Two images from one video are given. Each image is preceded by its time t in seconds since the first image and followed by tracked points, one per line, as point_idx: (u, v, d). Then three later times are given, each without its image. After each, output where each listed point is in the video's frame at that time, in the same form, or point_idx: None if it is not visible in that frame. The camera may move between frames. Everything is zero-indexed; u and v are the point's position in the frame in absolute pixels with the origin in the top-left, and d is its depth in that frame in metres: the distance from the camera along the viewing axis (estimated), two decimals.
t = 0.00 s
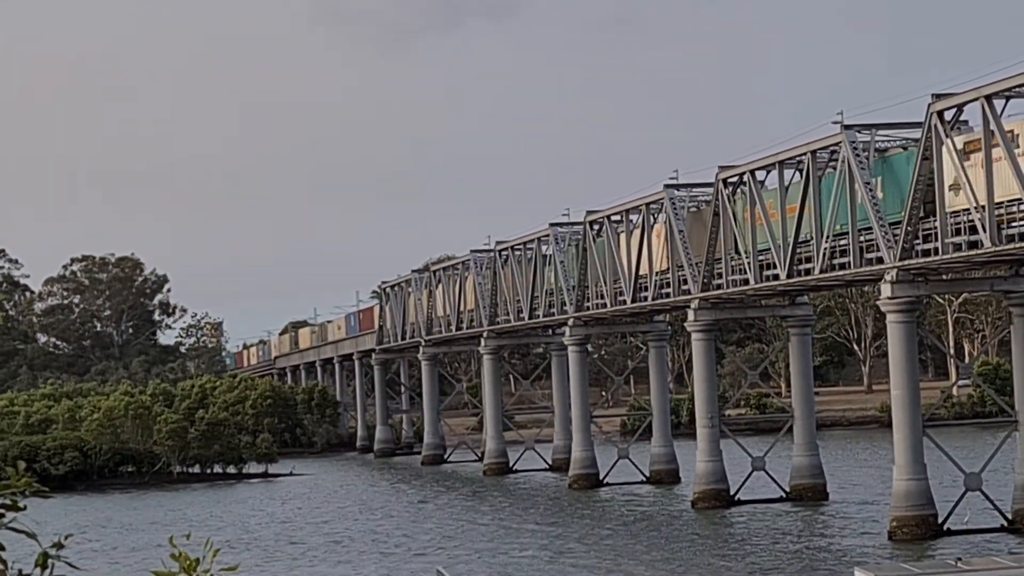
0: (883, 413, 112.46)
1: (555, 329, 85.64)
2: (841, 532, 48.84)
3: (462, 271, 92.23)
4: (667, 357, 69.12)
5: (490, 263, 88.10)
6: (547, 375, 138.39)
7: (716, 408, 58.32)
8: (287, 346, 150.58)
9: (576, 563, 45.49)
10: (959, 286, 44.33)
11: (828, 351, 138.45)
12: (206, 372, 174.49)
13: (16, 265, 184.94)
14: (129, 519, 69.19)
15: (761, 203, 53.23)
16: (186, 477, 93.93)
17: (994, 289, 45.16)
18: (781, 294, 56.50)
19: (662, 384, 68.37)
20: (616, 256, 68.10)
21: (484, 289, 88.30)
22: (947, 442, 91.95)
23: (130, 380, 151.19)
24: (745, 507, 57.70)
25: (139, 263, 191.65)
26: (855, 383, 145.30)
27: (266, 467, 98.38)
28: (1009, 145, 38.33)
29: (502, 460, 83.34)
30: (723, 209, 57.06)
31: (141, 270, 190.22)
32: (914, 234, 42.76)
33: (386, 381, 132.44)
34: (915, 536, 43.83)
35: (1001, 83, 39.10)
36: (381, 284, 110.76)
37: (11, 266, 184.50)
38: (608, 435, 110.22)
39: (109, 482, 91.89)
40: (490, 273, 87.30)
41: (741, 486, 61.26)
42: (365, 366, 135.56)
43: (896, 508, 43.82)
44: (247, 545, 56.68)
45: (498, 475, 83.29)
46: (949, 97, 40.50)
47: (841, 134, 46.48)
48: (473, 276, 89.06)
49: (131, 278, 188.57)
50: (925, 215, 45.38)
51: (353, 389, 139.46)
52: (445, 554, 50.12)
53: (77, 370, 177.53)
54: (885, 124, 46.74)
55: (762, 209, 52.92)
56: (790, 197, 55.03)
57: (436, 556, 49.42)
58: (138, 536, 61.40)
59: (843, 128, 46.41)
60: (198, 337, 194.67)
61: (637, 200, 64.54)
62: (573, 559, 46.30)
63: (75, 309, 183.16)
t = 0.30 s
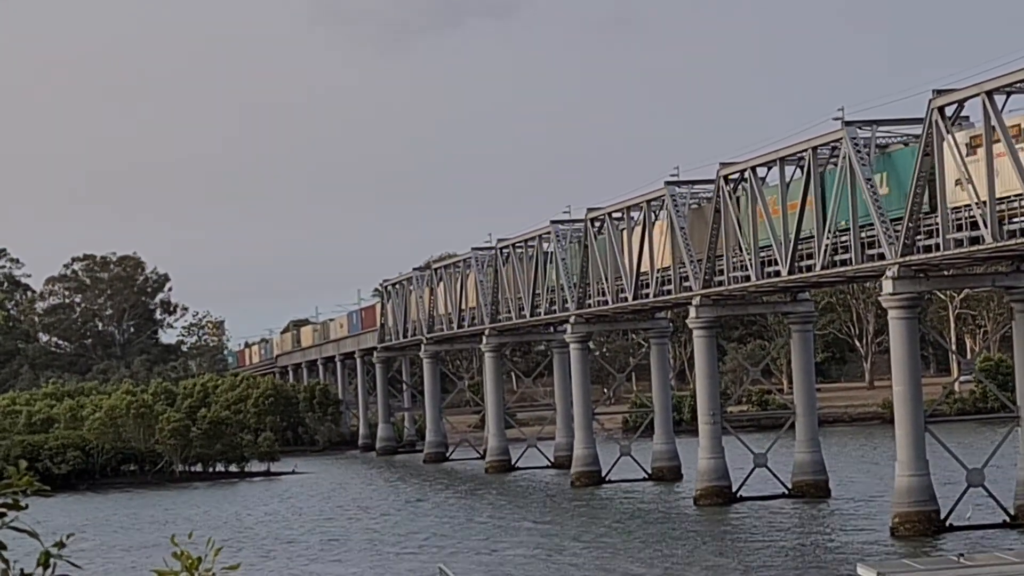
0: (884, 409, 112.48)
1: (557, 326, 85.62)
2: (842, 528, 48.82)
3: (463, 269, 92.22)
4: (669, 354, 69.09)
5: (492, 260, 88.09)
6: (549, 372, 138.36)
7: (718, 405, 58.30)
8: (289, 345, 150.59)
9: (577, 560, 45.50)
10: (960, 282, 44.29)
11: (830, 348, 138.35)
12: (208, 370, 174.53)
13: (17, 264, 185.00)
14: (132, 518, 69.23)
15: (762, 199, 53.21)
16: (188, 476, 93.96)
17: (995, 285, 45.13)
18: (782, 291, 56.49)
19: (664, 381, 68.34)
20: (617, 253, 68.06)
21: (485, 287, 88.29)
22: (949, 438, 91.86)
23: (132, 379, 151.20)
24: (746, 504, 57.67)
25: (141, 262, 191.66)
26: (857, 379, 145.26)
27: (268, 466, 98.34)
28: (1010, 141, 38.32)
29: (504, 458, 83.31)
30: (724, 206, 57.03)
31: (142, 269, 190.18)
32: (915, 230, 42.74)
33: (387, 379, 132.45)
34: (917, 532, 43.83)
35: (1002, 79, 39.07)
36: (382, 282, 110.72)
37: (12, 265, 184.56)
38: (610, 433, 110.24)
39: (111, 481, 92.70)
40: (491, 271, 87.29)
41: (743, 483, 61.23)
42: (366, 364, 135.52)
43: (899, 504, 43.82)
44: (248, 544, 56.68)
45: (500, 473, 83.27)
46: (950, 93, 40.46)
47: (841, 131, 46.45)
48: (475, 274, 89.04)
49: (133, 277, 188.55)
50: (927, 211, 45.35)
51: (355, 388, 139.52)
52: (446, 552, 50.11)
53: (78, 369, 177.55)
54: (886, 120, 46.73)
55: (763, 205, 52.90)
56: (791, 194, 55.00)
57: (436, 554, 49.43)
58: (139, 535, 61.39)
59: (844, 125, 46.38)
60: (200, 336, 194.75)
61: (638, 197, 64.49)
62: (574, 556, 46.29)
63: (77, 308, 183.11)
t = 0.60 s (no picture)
0: (891, 409, 112.44)
1: (563, 327, 85.67)
2: (848, 529, 48.78)
3: (470, 270, 92.25)
4: (675, 355, 69.09)
5: (498, 261, 88.11)
6: (556, 373, 138.36)
7: (724, 405, 58.31)
8: (296, 346, 150.65)
9: (584, 561, 45.53)
10: (966, 282, 44.24)
11: (836, 348, 138.34)
12: (215, 372, 174.69)
13: (23, 266, 185.22)
14: (139, 519, 69.31)
15: (768, 199, 53.20)
16: (195, 478, 94.12)
17: (1001, 284, 45.07)
18: (789, 291, 56.49)
19: (670, 381, 68.31)
20: (624, 254, 68.06)
21: (491, 288, 88.34)
22: (955, 438, 91.80)
23: (139, 381, 151.42)
24: (753, 504, 57.66)
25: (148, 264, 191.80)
26: (864, 379, 145.18)
27: (275, 467, 98.44)
28: (1016, 141, 38.27)
29: (511, 458, 83.33)
30: (729, 206, 56.99)
31: (149, 270, 190.34)
32: (921, 230, 42.72)
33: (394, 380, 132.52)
34: (924, 532, 43.80)
35: (1009, 79, 39.04)
36: (389, 283, 110.82)
37: (19, 267, 184.79)
38: (617, 433, 110.30)
39: (119, 482, 92.63)
40: (498, 272, 87.35)
41: (750, 483, 61.24)
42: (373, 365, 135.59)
43: (906, 504, 43.82)
44: (255, 546, 56.76)
45: (507, 473, 83.30)
46: (957, 93, 40.44)
47: (848, 131, 46.42)
48: (481, 275, 89.09)
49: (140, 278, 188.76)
50: (933, 211, 45.30)
51: (362, 389, 139.63)
52: (453, 553, 50.15)
53: (85, 371, 177.79)
54: (892, 120, 46.72)
55: (770, 205, 52.86)
56: (797, 193, 54.95)
57: (443, 555, 49.48)
58: (147, 537, 61.50)
59: (850, 125, 46.36)
60: (207, 338, 194.86)
61: (644, 197, 64.48)
62: (581, 558, 46.31)
63: (84, 309, 183.30)
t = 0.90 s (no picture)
0: (899, 412, 112.34)
1: (570, 331, 85.64)
2: (857, 532, 48.72)
3: (477, 274, 92.23)
4: (682, 359, 69.03)
5: (506, 265, 88.09)
6: (564, 376, 138.37)
7: (732, 409, 58.26)
8: (304, 350, 150.67)
9: (591, 565, 45.49)
10: (974, 285, 44.21)
11: (844, 351, 138.30)
12: (223, 376, 174.72)
13: (31, 270, 185.43)
14: (147, 524, 69.31)
15: (775, 203, 53.19)
16: (203, 483, 94.27)
17: (1009, 287, 45.02)
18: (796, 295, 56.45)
19: (678, 385, 68.30)
20: (631, 257, 68.03)
21: (499, 292, 88.38)
22: (963, 441, 91.70)
23: (147, 385, 151.52)
24: (761, 508, 57.61)
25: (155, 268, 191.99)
26: (871, 382, 145.00)
27: (283, 471, 98.50)
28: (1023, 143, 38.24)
29: (519, 462, 83.30)
30: (737, 210, 56.96)
31: (156, 275, 190.55)
32: (928, 233, 42.70)
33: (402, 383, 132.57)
34: (932, 536, 43.74)
35: (1016, 81, 39.01)
36: (397, 287, 110.84)
37: (26, 272, 185.00)
38: (625, 436, 110.28)
39: (127, 488, 93.16)
40: (505, 276, 87.32)
41: (758, 487, 61.19)
42: (381, 369, 135.62)
43: (914, 508, 43.76)
44: (262, 550, 56.78)
45: (515, 477, 83.29)
46: (963, 95, 40.43)
47: (855, 134, 46.41)
48: (488, 278, 89.11)
49: (147, 283, 188.96)
50: (940, 214, 45.28)
51: (369, 393, 139.70)
52: (461, 557, 50.15)
53: (93, 375, 177.90)
54: (899, 123, 46.72)
55: (776, 209, 52.85)
56: (804, 196, 54.94)
57: (450, 560, 49.46)
58: (155, 541, 61.54)
59: (857, 128, 46.35)
60: (214, 342, 194.93)
61: (651, 201, 64.47)
62: (588, 562, 46.28)
63: (91, 314, 183.52)
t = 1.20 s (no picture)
0: (899, 415, 112.35)
1: (570, 333, 85.64)
2: (856, 535, 48.72)
3: (477, 276, 92.20)
4: (682, 362, 69.03)
5: (505, 268, 88.08)
6: (563, 379, 138.39)
7: (731, 412, 58.25)
8: (303, 353, 150.68)
9: (591, 567, 45.42)
10: (974, 287, 44.21)
11: (843, 353, 138.35)
12: (222, 379, 174.63)
13: (30, 274, 185.38)
14: (147, 527, 69.31)
15: (774, 205, 53.18)
16: (203, 486, 94.18)
17: (1008, 289, 45.01)
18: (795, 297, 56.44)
19: (677, 387, 68.28)
20: (630, 260, 68.03)
21: (498, 295, 88.39)
22: (963, 444, 91.72)
23: (146, 388, 151.46)
24: (761, 511, 57.59)
25: (154, 272, 191.89)
26: (871, 385, 144.99)
27: (282, 474, 98.45)
28: (1022, 145, 38.24)
29: (518, 465, 83.26)
30: (736, 212, 56.93)
31: (155, 278, 190.46)
32: (928, 236, 42.70)
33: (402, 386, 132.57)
34: (933, 538, 43.74)
35: (1016, 84, 39.03)
36: (396, 290, 110.82)
37: (26, 275, 184.96)
38: (624, 439, 110.31)
39: (125, 491, 92.86)
40: (504, 279, 87.34)
41: (758, 489, 61.17)
42: (381, 373, 135.60)
43: (914, 510, 43.75)
44: (261, 553, 56.78)
45: (514, 480, 83.27)
46: (962, 97, 40.45)
47: (854, 136, 46.42)
48: (488, 281, 89.10)
49: (146, 286, 188.87)
50: (939, 216, 45.28)
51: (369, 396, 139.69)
52: (461, 560, 50.15)
53: (93, 378, 177.83)
54: (899, 126, 46.72)
55: (776, 211, 52.82)
56: (804, 199, 54.91)
57: (450, 563, 49.45)
58: (155, 545, 61.54)
59: (856, 130, 46.35)
60: (213, 345, 194.98)
61: (651, 204, 64.46)
62: (588, 564, 46.27)
63: (90, 317, 183.47)
